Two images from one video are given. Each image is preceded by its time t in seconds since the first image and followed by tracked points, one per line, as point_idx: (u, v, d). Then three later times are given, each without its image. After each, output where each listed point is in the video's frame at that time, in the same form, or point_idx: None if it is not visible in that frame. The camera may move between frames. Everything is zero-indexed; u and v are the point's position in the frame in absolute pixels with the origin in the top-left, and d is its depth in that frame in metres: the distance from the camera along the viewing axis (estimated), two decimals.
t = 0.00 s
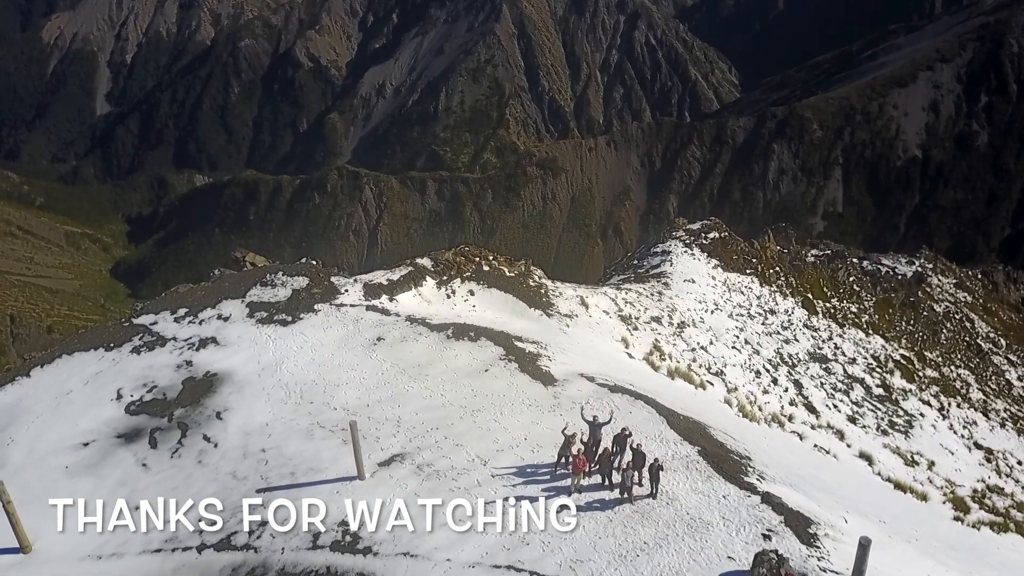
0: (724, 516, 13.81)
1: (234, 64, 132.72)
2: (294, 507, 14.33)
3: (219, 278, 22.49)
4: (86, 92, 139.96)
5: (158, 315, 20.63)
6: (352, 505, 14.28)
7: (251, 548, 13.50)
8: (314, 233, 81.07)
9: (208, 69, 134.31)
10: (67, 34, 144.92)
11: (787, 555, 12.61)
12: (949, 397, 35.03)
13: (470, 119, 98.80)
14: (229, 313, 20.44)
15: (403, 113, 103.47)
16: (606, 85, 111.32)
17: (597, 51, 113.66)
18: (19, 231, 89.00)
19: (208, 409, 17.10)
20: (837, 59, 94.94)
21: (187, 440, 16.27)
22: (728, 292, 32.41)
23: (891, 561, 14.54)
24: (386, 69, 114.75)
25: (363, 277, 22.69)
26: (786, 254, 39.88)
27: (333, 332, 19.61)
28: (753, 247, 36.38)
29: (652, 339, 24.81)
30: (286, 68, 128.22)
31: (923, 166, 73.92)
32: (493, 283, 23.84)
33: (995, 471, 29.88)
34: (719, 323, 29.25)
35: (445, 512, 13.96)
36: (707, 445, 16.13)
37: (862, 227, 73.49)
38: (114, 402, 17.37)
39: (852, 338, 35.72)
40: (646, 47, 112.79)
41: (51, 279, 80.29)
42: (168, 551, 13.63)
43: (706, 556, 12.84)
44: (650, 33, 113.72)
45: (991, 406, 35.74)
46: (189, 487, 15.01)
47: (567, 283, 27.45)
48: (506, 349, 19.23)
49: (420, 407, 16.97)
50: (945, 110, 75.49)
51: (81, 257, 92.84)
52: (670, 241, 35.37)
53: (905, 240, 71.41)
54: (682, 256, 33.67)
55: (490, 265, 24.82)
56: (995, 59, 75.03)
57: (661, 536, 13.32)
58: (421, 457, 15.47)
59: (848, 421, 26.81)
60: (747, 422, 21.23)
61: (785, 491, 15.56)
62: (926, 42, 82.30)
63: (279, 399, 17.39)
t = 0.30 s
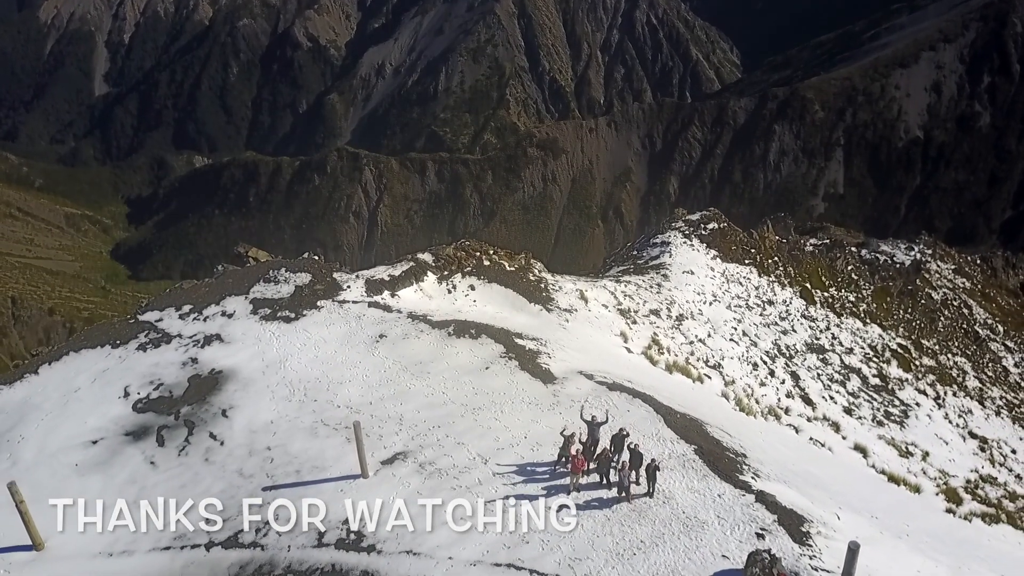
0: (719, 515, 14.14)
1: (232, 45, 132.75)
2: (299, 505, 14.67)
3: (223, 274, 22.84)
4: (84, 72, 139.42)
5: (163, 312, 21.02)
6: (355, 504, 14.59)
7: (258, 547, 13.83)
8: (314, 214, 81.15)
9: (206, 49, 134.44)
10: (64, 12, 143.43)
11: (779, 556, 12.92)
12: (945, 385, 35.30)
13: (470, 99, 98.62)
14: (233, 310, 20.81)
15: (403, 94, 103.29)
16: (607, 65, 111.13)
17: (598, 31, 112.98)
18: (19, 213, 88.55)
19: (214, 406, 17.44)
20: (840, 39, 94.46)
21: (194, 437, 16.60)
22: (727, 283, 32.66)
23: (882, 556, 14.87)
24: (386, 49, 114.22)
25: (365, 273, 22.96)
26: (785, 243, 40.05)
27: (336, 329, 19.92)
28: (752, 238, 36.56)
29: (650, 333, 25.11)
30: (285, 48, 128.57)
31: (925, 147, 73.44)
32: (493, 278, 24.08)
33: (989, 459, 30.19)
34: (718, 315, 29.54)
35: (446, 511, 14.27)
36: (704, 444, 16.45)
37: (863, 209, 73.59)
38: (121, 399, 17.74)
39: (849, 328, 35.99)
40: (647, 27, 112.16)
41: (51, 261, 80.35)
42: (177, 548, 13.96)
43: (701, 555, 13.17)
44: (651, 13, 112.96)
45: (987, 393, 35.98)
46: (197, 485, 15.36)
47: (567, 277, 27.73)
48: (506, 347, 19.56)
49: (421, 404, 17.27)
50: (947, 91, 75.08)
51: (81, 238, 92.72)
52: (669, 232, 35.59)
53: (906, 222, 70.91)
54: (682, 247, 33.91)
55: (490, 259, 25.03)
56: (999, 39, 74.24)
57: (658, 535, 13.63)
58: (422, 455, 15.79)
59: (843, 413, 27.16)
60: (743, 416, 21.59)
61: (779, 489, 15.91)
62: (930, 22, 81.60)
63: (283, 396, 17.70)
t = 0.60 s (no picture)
0: (713, 514, 14.52)
1: (230, 27, 131.71)
2: (304, 503, 15.04)
3: (226, 272, 23.20)
4: (82, 53, 139.61)
5: (168, 309, 21.39)
6: (360, 502, 14.95)
7: (265, 545, 14.19)
8: (314, 195, 81.08)
9: (204, 29, 133.97)
10: None
11: (771, 556, 13.25)
12: (940, 374, 35.58)
13: (470, 79, 98.32)
14: (237, 307, 21.19)
15: (403, 74, 102.98)
16: (607, 45, 110.72)
17: (598, 10, 112.32)
18: (19, 194, 88.52)
19: (219, 405, 17.79)
20: (842, 19, 93.90)
21: (200, 436, 16.97)
22: (725, 274, 32.94)
23: (872, 553, 15.24)
24: (385, 28, 113.54)
25: (366, 270, 23.28)
26: (783, 234, 40.27)
27: (338, 326, 20.28)
28: (750, 228, 36.78)
29: (648, 327, 25.42)
30: (283, 28, 128.24)
31: (927, 128, 73.63)
32: (494, 273, 24.38)
33: (983, 449, 30.53)
34: (715, 307, 29.84)
35: (449, 511, 14.62)
36: (700, 444, 16.79)
37: (864, 191, 73.71)
38: (128, 397, 18.13)
39: (846, 318, 36.27)
40: (648, 7, 111.59)
41: (51, 242, 80.43)
42: (186, 546, 14.34)
43: (695, 555, 13.53)
44: None
45: (982, 382, 36.25)
46: (204, 483, 15.73)
47: (566, 271, 28.03)
48: (506, 345, 19.92)
49: (423, 403, 17.62)
50: (950, 71, 74.86)
51: (81, 219, 92.69)
52: (668, 224, 35.84)
53: (908, 204, 70.99)
54: (680, 238, 34.19)
55: (490, 255, 25.32)
56: (1002, 19, 73.89)
57: (653, 534, 13.98)
58: (425, 454, 16.15)
59: (838, 405, 27.53)
60: (739, 412, 21.98)
61: (773, 487, 16.29)
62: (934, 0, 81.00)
63: (287, 394, 18.02)
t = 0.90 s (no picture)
0: (708, 513, 14.89)
1: (229, 8, 132.27)
2: (308, 499, 15.38)
3: (229, 269, 23.73)
4: (80, 34, 139.81)
5: (173, 307, 21.89)
6: (363, 500, 15.28)
7: (271, 541, 14.51)
8: (314, 177, 81.17)
9: (202, 9, 133.48)
10: None
11: (763, 556, 13.55)
12: (936, 363, 35.89)
13: (470, 59, 97.85)
14: (240, 305, 21.65)
15: (402, 54, 102.63)
16: (608, 25, 110.27)
17: None
18: (19, 176, 88.72)
19: (225, 402, 18.16)
20: None
21: (207, 433, 17.35)
22: (722, 265, 33.24)
23: (863, 549, 15.61)
24: (384, 7, 112.70)
25: (368, 266, 23.66)
26: (781, 224, 40.49)
27: (341, 324, 20.66)
28: (749, 218, 37.00)
29: (646, 321, 25.77)
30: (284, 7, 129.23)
31: (929, 110, 73.18)
32: (494, 268, 24.72)
33: (977, 438, 30.87)
34: (713, 299, 30.17)
35: (450, 508, 14.97)
36: (695, 443, 17.16)
37: (866, 172, 73.65)
38: (136, 395, 18.52)
39: (843, 307, 36.54)
40: None
41: (51, 224, 80.69)
42: (195, 542, 14.67)
43: (689, 553, 13.87)
44: None
45: (977, 370, 36.56)
46: (211, 481, 16.11)
47: (566, 264, 28.39)
48: (505, 341, 20.32)
49: (425, 401, 17.97)
50: (953, 52, 73.68)
51: (81, 201, 92.90)
52: (667, 215, 36.11)
53: (908, 185, 71.05)
54: (679, 230, 34.47)
55: (490, 249, 25.62)
56: None
57: (649, 533, 14.31)
58: (426, 451, 16.49)
59: (833, 396, 27.90)
60: (734, 406, 22.36)
61: (766, 484, 16.66)
62: None
63: (291, 392, 18.38)
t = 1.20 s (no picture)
0: (702, 510, 15.26)
1: None
2: (313, 496, 15.76)
3: (232, 265, 24.17)
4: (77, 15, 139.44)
5: (178, 303, 22.30)
6: (366, 496, 15.63)
7: (277, 537, 14.86)
8: (313, 158, 81.15)
9: None
10: None
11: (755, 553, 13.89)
12: (931, 352, 36.21)
13: (469, 39, 97.27)
14: (244, 301, 22.08)
15: (402, 34, 102.40)
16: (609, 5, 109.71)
17: None
18: (18, 157, 88.73)
19: (230, 399, 18.53)
20: None
21: (212, 430, 17.74)
22: (720, 256, 33.53)
23: (853, 544, 15.99)
24: None
25: (370, 262, 24.03)
26: (780, 213, 40.71)
27: (344, 320, 21.03)
28: (748, 209, 37.23)
29: (644, 314, 26.13)
30: None
31: (931, 90, 72.68)
32: (494, 262, 25.06)
33: (971, 427, 31.23)
34: (710, 291, 30.49)
35: (451, 505, 15.32)
36: (690, 440, 17.53)
37: (867, 153, 73.38)
38: (142, 392, 18.92)
39: (840, 297, 36.82)
40: None
41: (50, 205, 80.77)
42: (203, 538, 15.03)
43: (684, 549, 14.22)
44: None
45: (973, 358, 36.86)
46: (218, 477, 16.49)
47: (565, 258, 28.74)
48: (504, 338, 20.69)
49: (427, 398, 18.33)
50: (955, 32, 73.22)
51: (79, 181, 92.94)
52: (665, 206, 36.38)
53: (911, 166, 70.40)
54: (677, 221, 34.75)
55: (490, 243, 25.94)
56: None
57: (645, 530, 14.66)
58: (428, 448, 16.86)
59: (828, 388, 28.29)
60: (730, 399, 22.76)
61: (760, 481, 17.05)
62: None
63: (295, 389, 18.74)
